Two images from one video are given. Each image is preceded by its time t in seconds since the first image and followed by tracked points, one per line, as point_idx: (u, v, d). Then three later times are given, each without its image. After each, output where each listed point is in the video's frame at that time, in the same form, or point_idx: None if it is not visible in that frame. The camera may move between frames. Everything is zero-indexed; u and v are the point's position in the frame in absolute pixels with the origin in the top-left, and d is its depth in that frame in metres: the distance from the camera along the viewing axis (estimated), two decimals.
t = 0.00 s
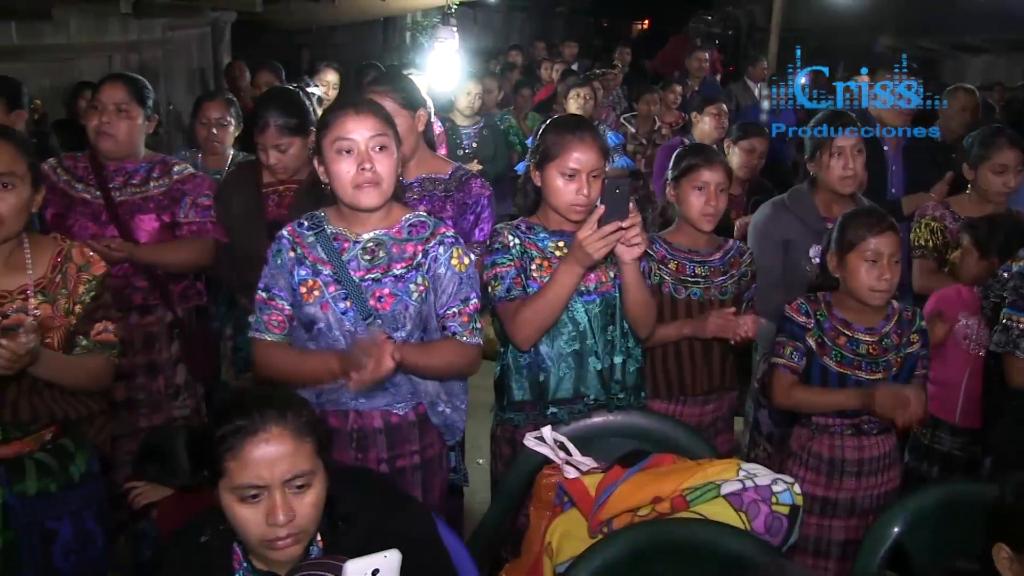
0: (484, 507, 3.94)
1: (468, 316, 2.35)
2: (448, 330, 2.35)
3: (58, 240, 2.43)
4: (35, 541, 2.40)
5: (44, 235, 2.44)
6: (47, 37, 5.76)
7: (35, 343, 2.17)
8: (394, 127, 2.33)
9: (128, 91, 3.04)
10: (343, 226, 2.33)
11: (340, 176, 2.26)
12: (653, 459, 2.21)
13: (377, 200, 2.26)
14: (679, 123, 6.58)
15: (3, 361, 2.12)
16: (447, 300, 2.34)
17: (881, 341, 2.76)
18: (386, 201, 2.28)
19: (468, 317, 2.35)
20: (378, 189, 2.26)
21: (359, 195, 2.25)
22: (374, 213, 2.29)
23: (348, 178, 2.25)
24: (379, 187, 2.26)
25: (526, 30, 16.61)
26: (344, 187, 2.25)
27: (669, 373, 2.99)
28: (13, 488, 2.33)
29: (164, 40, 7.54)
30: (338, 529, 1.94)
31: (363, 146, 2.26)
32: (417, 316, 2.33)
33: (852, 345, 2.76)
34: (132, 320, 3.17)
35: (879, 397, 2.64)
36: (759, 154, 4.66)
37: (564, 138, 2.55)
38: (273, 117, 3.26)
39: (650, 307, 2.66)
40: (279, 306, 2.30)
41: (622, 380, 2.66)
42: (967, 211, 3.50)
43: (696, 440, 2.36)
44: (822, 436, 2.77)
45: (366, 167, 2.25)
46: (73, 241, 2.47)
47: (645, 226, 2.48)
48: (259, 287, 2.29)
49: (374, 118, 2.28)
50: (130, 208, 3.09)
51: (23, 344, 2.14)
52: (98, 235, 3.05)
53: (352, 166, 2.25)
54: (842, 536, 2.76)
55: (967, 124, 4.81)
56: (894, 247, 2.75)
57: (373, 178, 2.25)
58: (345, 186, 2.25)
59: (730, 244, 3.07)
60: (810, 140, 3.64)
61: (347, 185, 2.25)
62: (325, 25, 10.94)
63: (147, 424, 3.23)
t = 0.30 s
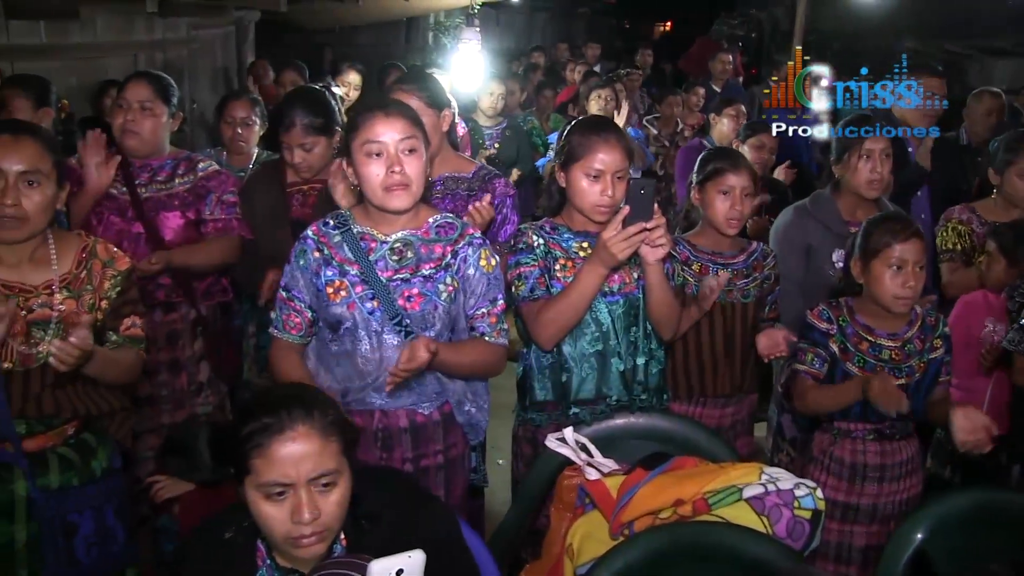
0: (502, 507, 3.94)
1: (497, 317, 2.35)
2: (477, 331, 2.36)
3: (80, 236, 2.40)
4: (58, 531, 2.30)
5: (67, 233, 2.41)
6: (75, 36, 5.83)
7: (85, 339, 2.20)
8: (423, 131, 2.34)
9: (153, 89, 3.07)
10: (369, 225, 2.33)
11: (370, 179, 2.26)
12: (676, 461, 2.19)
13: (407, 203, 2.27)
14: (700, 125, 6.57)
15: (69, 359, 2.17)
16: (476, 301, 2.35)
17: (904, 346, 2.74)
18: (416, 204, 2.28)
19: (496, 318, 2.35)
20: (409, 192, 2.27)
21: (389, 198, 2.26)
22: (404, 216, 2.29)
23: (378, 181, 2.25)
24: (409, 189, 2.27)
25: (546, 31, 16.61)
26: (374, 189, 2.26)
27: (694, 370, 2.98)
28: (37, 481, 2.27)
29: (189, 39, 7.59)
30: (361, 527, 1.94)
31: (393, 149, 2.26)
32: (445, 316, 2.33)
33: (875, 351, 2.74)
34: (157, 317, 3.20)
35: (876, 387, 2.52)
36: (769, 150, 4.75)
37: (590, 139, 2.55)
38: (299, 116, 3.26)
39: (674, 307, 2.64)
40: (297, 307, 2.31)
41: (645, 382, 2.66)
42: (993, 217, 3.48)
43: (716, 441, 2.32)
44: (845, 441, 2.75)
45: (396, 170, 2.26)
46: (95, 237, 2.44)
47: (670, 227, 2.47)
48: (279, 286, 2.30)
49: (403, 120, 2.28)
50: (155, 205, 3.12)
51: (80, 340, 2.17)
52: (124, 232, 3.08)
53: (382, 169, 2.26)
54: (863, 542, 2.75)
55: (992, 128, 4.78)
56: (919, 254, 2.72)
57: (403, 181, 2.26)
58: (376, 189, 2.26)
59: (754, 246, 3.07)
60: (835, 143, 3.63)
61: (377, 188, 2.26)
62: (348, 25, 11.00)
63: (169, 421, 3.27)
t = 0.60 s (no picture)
0: (518, 509, 3.94)
1: (511, 319, 2.34)
2: (492, 332, 2.36)
3: (99, 233, 2.36)
4: (74, 525, 2.28)
5: (87, 229, 2.37)
6: (98, 34, 5.88)
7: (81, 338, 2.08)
8: (439, 130, 2.32)
9: (180, 87, 3.13)
10: (385, 225, 2.33)
11: (384, 178, 2.27)
12: (693, 464, 2.18)
13: (422, 203, 2.26)
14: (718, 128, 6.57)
15: (51, 358, 2.04)
16: (490, 301, 2.34)
17: (925, 352, 2.74)
18: (431, 203, 2.27)
19: (510, 320, 2.35)
20: (423, 191, 2.26)
21: (404, 197, 2.25)
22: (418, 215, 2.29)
23: (393, 180, 2.26)
24: (423, 189, 2.26)
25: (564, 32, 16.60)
26: (389, 189, 2.26)
27: (716, 379, 2.99)
28: (55, 476, 2.24)
29: (210, 38, 7.63)
30: (383, 527, 1.94)
31: (408, 148, 2.26)
32: (460, 316, 2.33)
33: (896, 356, 2.73)
34: (178, 314, 3.22)
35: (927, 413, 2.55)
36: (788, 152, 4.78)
37: (611, 141, 2.55)
38: (319, 115, 3.30)
39: (694, 314, 2.65)
40: (321, 303, 2.30)
41: (664, 385, 2.66)
42: (1017, 222, 3.45)
43: (734, 445, 2.30)
44: (864, 448, 2.74)
45: (410, 170, 2.25)
46: (115, 234, 2.39)
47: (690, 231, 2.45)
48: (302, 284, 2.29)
49: (418, 120, 2.28)
50: (179, 202, 3.16)
51: (69, 342, 2.04)
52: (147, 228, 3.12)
53: (396, 168, 2.26)
54: (882, 549, 2.73)
55: (1014, 131, 4.75)
56: (941, 260, 2.70)
57: (417, 180, 2.25)
58: (390, 188, 2.26)
59: (774, 250, 3.07)
60: (857, 147, 3.61)
61: (392, 187, 2.26)
62: (367, 25, 11.03)
63: (189, 416, 3.29)
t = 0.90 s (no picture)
0: (533, 511, 3.93)
1: (529, 320, 2.34)
2: (510, 333, 2.35)
3: (116, 230, 2.36)
4: (91, 521, 2.25)
5: (104, 226, 2.37)
6: (120, 33, 5.93)
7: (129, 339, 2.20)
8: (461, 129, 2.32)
9: (202, 87, 3.16)
10: (405, 225, 2.33)
11: (406, 176, 2.26)
12: (711, 469, 2.16)
13: (444, 201, 2.26)
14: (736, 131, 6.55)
15: (108, 358, 2.17)
16: (510, 304, 2.33)
17: (943, 359, 2.71)
18: (453, 202, 2.27)
19: (529, 321, 2.34)
20: (446, 190, 2.26)
21: (427, 196, 2.26)
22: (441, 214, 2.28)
23: (415, 178, 2.25)
24: (446, 188, 2.26)
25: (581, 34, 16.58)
26: (412, 188, 2.26)
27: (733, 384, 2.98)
28: (71, 471, 2.22)
29: (230, 37, 7.66)
30: (400, 528, 1.94)
31: (431, 147, 2.26)
32: (479, 318, 2.33)
33: (914, 363, 2.71)
34: (196, 312, 3.24)
35: (935, 427, 2.53)
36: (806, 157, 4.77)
37: (631, 144, 2.55)
38: (341, 115, 3.30)
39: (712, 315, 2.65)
40: (333, 307, 2.32)
41: (682, 389, 2.65)
42: None
43: (751, 450, 2.29)
44: (882, 454, 2.72)
45: (434, 168, 2.26)
46: (133, 231, 2.39)
47: (709, 234, 2.45)
48: (316, 287, 2.30)
49: (440, 119, 2.28)
50: (198, 200, 3.18)
51: (122, 343, 2.17)
52: (167, 226, 3.13)
53: (419, 167, 2.26)
54: (899, 557, 2.71)
55: None
56: (962, 269, 2.68)
57: (440, 178, 2.26)
58: (413, 187, 2.26)
59: (794, 254, 3.06)
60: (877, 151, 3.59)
61: (414, 186, 2.26)
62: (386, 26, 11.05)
63: (206, 414, 3.30)
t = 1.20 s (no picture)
0: (547, 513, 3.92)
1: (543, 323, 2.33)
2: (523, 336, 2.34)
3: (131, 230, 2.37)
4: (107, 519, 2.26)
5: (119, 227, 2.38)
6: (139, 34, 5.98)
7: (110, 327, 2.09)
8: (473, 128, 2.31)
9: (218, 90, 3.18)
10: (418, 225, 2.32)
11: (418, 175, 2.26)
12: (728, 473, 2.14)
13: (456, 199, 2.25)
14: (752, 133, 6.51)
15: (76, 343, 2.05)
16: (522, 306, 2.32)
17: (962, 364, 2.69)
18: (465, 200, 2.26)
19: (542, 324, 2.33)
20: (457, 188, 2.25)
21: (438, 193, 2.24)
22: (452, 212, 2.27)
23: (427, 177, 2.25)
24: (457, 185, 2.25)
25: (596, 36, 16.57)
26: (423, 186, 2.25)
27: (750, 390, 2.97)
28: (87, 469, 2.24)
29: (247, 38, 7.70)
30: (415, 530, 1.93)
31: (442, 145, 2.26)
32: (492, 320, 2.31)
33: (933, 367, 2.69)
34: (211, 312, 3.24)
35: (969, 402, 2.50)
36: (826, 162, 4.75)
37: (648, 146, 2.54)
38: (358, 115, 3.31)
39: (729, 319, 2.62)
40: (353, 305, 2.30)
41: (698, 393, 2.63)
42: None
43: (767, 454, 2.27)
44: (899, 459, 2.69)
45: (445, 165, 2.25)
46: (147, 232, 2.40)
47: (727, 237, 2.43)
48: (334, 286, 2.29)
49: (452, 117, 2.27)
50: (214, 200, 3.18)
51: (95, 329, 2.05)
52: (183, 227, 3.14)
53: (431, 165, 2.25)
54: (917, 563, 2.69)
55: None
56: (980, 274, 2.66)
57: (451, 176, 2.25)
58: (424, 184, 2.25)
59: (811, 260, 3.04)
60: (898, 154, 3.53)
61: (426, 184, 2.25)
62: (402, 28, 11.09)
63: (219, 414, 3.31)
